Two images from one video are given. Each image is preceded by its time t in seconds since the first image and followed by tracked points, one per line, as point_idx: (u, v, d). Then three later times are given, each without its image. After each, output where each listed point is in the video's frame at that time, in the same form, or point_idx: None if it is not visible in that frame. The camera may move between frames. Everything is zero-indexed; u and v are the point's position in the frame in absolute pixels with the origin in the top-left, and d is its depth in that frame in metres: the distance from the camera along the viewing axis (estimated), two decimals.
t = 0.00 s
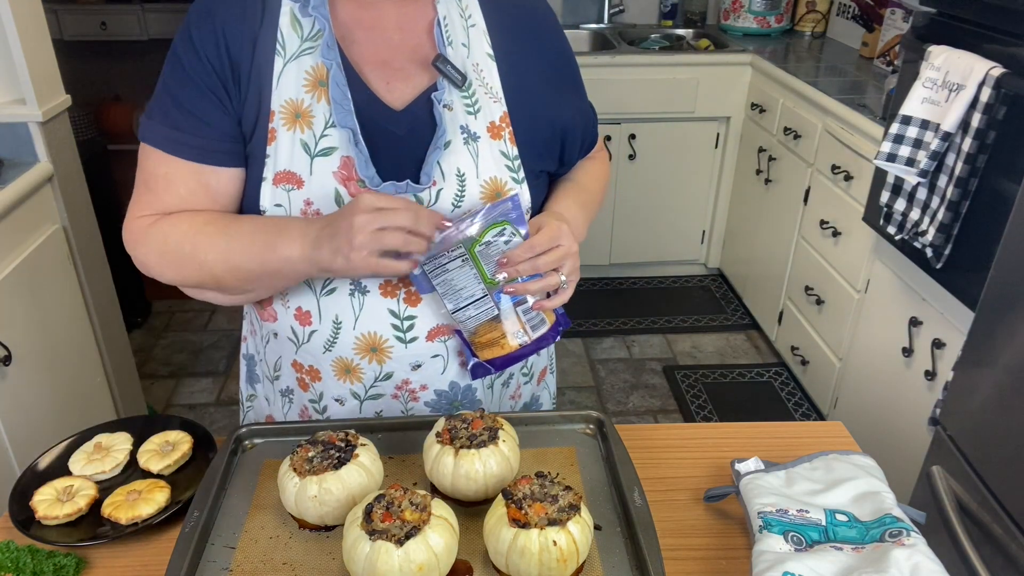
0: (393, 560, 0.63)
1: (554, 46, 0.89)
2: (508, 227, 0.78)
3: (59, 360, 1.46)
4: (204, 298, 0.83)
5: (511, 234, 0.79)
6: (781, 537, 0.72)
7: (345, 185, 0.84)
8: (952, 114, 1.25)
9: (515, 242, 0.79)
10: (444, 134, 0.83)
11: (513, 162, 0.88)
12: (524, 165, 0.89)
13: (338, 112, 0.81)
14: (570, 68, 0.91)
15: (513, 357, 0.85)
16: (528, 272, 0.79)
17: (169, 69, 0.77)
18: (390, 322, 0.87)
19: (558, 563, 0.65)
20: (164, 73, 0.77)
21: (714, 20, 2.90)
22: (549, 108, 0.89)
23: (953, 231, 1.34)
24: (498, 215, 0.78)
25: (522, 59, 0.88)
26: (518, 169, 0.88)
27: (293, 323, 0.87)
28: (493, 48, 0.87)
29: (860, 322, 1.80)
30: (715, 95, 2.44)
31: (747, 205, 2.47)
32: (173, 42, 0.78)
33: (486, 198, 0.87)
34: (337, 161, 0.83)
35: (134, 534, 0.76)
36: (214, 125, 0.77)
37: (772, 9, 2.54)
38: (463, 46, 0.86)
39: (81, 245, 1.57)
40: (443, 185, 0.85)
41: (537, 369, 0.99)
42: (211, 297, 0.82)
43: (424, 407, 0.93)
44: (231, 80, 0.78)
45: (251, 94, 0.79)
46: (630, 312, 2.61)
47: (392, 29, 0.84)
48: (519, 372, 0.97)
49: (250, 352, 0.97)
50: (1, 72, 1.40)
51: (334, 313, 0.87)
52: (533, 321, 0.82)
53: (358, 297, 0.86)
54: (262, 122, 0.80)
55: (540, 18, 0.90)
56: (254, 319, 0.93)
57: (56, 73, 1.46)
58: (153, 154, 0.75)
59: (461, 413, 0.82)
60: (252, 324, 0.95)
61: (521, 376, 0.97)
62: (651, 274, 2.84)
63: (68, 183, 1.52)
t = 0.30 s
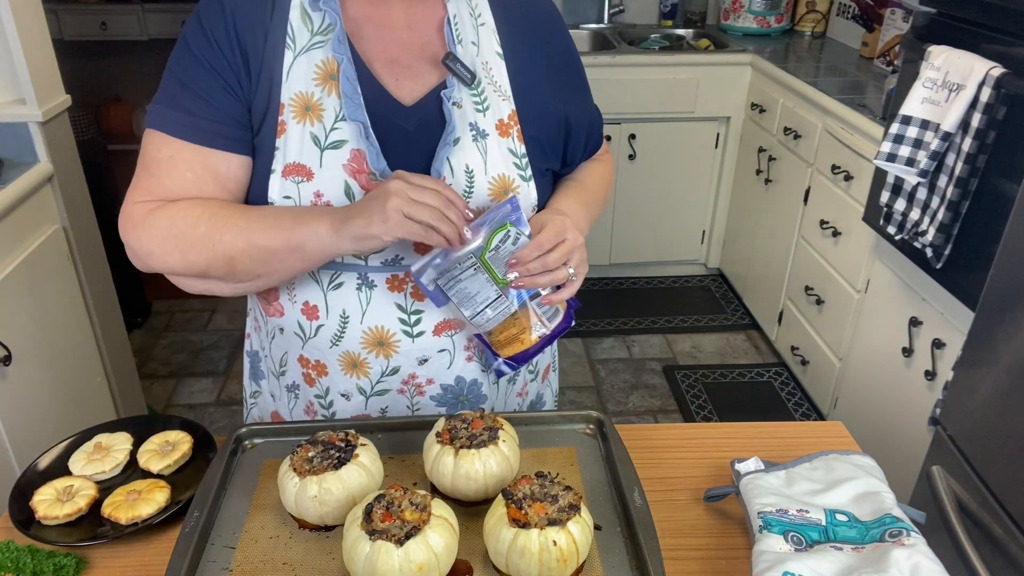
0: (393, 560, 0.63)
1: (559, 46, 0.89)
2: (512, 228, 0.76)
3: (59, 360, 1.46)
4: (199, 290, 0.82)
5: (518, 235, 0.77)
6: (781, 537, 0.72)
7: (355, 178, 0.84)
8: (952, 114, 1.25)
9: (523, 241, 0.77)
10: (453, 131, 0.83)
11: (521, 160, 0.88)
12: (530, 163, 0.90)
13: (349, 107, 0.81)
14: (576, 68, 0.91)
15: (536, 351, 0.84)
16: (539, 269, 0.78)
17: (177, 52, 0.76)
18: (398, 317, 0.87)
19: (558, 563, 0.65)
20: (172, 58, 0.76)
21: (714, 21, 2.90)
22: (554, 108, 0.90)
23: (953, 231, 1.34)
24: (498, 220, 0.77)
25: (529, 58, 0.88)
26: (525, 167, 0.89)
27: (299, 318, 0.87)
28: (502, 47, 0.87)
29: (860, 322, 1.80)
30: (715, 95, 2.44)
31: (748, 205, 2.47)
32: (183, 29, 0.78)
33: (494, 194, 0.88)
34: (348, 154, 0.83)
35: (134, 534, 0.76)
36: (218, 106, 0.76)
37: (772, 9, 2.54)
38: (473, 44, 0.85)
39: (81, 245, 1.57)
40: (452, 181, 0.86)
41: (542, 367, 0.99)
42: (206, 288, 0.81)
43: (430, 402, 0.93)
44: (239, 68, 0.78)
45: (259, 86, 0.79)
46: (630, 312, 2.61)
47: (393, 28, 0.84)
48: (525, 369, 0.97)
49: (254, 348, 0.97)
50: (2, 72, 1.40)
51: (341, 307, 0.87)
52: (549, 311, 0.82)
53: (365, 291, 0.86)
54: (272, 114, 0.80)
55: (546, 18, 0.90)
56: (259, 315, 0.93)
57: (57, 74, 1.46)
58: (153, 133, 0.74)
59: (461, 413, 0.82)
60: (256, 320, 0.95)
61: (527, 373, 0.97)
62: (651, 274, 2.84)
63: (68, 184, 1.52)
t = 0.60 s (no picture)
0: (393, 560, 0.63)
1: (564, 45, 0.89)
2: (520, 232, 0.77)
3: (59, 360, 1.46)
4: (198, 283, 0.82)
5: (525, 240, 0.77)
6: (781, 537, 0.72)
7: (359, 176, 0.84)
8: (952, 114, 1.25)
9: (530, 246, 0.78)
10: (457, 131, 0.83)
11: (525, 160, 0.88)
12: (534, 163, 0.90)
13: (355, 104, 0.81)
14: (582, 68, 0.91)
15: (540, 350, 0.84)
16: (547, 274, 0.78)
17: (187, 43, 0.77)
18: (398, 314, 0.87)
19: (558, 563, 0.65)
20: (182, 49, 0.77)
21: (714, 20, 2.90)
22: (560, 107, 0.89)
23: (953, 231, 1.34)
24: (504, 224, 0.77)
25: (535, 57, 0.88)
26: (529, 167, 0.88)
27: (301, 313, 0.88)
28: (508, 48, 0.87)
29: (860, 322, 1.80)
30: (715, 95, 2.44)
31: (748, 205, 2.47)
32: (194, 20, 0.78)
33: (497, 195, 0.88)
34: (352, 151, 0.84)
35: (134, 535, 0.76)
36: (224, 98, 0.76)
37: (772, 9, 2.54)
38: (479, 44, 0.86)
39: (81, 246, 1.57)
40: (455, 180, 0.86)
41: (545, 366, 0.99)
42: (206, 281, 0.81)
43: (431, 401, 0.93)
44: (247, 63, 0.78)
45: (267, 83, 0.80)
46: (630, 312, 2.61)
47: (394, 28, 0.84)
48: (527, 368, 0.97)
49: (258, 342, 0.97)
50: (2, 72, 1.40)
51: (343, 304, 0.87)
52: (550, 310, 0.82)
53: (367, 288, 0.86)
54: (278, 110, 0.80)
55: (551, 17, 0.89)
56: (262, 309, 0.93)
57: (57, 73, 1.46)
58: (157, 121, 0.74)
59: (461, 413, 0.82)
60: (259, 315, 0.95)
61: (530, 373, 0.97)
62: (651, 274, 2.83)
63: (68, 183, 1.52)
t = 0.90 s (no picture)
0: (393, 560, 0.63)
1: (567, 44, 0.89)
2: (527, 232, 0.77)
3: (59, 360, 1.46)
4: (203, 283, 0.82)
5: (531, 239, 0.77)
6: (781, 537, 0.72)
7: (362, 176, 0.84)
8: (952, 114, 1.25)
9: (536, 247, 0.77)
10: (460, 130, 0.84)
11: (528, 161, 0.88)
12: (538, 164, 0.90)
13: (358, 104, 0.81)
14: (585, 69, 0.91)
15: (542, 350, 0.84)
16: (553, 274, 0.78)
17: (192, 41, 0.77)
18: (400, 313, 0.87)
19: (558, 563, 0.65)
20: (187, 48, 0.77)
21: (714, 21, 2.90)
22: (563, 107, 0.89)
23: (953, 231, 1.34)
24: (512, 223, 0.76)
25: (538, 57, 0.88)
26: (533, 168, 0.88)
27: (304, 312, 0.88)
28: (512, 48, 0.87)
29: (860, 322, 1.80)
30: (715, 95, 2.44)
31: (748, 205, 2.47)
32: (200, 18, 0.78)
33: (501, 195, 0.88)
34: (355, 151, 0.83)
35: (134, 534, 0.76)
36: (228, 96, 0.76)
37: (772, 9, 2.54)
38: (483, 44, 0.86)
39: (81, 246, 1.57)
40: (458, 180, 0.86)
41: (546, 366, 0.99)
42: (211, 281, 0.81)
43: (432, 400, 0.92)
44: (252, 61, 0.78)
45: (272, 82, 0.80)
46: (630, 312, 2.61)
47: (394, 28, 0.84)
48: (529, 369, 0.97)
49: (260, 340, 0.97)
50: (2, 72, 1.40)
51: (345, 302, 0.87)
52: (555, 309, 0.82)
53: (369, 287, 0.87)
54: (281, 109, 0.80)
55: (553, 17, 0.89)
56: (265, 308, 0.93)
57: (57, 73, 1.46)
58: (162, 119, 0.74)
59: (461, 413, 0.82)
60: (262, 313, 0.95)
61: (532, 373, 0.97)
62: (651, 274, 2.84)
63: (68, 183, 1.52)
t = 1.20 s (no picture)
0: (393, 560, 0.63)
1: (567, 45, 0.89)
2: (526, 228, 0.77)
3: (59, 360, 1.46)
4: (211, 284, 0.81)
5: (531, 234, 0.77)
6: (781, 537, 0.72)
7: (364, 174, 0.84)
8: (952, 114, 1.25)
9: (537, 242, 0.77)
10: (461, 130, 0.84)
11: (529, 161, 0.88)
12: (539, 164, 0.90)
13: (360, 102, 0.81)
14: (585, 69, 0.91)
15: (542, 347, 0.83)
16: (552, 271, 0.78)
17: (195, 39, 0.77)
18: (401, 313, 0.88)
19: (558, 563, 0.65)
20: (191, 47, 0.77)
21: (714, 20, 2.90)
22: (564, 106, 0.89)
23: (953, 231, 1.34)
24: (509, 221, 0.77)
25: (539, 58, 0.88)
26: (534, 167, 0.88)
27: (305, 312, 0.88)
28: (513, 48, 0.87)
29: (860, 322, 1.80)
30: (715, 95, 2.44)
31: (748, 205, 2.47)
32: (203, 16, 0.78)
33: (502, 194, 0.88)
34: (357, 149, 0.83)
35: (134, 534, 0.76)
36: (233, 93, 0.76)
37: (772, 9, 2.54)
38: (484, 44, 0.85)
39: (81, 246, 1.57)
40: (460, 179, 0.86)
41: (548, 367, 0.99)
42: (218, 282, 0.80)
43: (432, 400, 0.92)
44: (255, 61, 0.78)
45: (275, 81, 0.80)
46: (630, 312, 2.61)
47: (395, 26, 0.83)
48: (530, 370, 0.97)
49: (261, 341, 0.97)
50: (2, 72, 1.40)
51: (346, 302, 0.87)
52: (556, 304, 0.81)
53: (370, 287, 0.87)
54: (283, 107, 0.80)
55: (554, 17, 0.89)
56: (266, 308, 0.93)
57: (57, 74, 1.46)
58: (167, 118, 0.74)
59: (461, 413, 0.82)
60: (263, 313, 0.95)
61: (533, 374, 0.97)
62: (651, 274, 2.83)
63: (68, 183, 1.52)
